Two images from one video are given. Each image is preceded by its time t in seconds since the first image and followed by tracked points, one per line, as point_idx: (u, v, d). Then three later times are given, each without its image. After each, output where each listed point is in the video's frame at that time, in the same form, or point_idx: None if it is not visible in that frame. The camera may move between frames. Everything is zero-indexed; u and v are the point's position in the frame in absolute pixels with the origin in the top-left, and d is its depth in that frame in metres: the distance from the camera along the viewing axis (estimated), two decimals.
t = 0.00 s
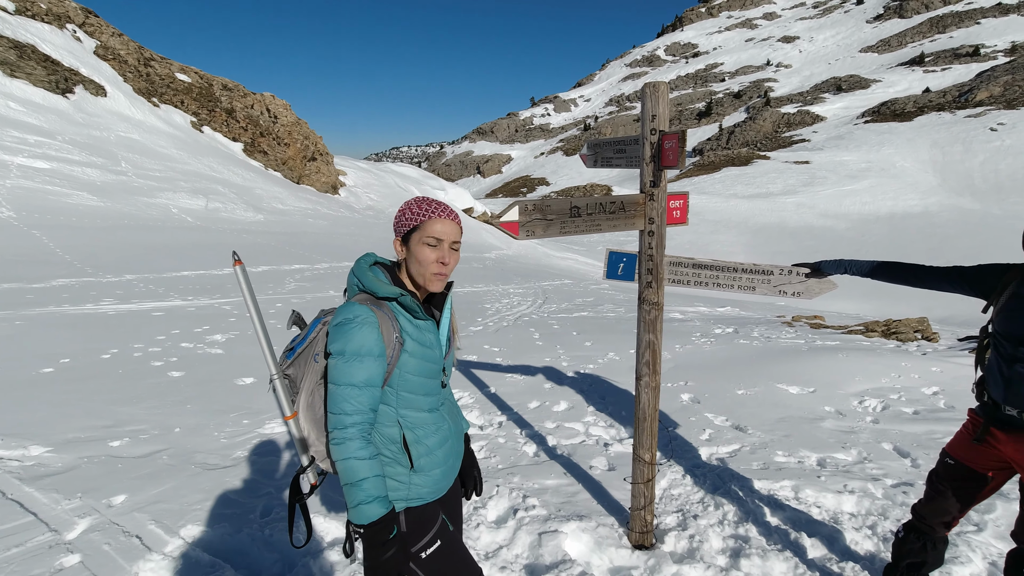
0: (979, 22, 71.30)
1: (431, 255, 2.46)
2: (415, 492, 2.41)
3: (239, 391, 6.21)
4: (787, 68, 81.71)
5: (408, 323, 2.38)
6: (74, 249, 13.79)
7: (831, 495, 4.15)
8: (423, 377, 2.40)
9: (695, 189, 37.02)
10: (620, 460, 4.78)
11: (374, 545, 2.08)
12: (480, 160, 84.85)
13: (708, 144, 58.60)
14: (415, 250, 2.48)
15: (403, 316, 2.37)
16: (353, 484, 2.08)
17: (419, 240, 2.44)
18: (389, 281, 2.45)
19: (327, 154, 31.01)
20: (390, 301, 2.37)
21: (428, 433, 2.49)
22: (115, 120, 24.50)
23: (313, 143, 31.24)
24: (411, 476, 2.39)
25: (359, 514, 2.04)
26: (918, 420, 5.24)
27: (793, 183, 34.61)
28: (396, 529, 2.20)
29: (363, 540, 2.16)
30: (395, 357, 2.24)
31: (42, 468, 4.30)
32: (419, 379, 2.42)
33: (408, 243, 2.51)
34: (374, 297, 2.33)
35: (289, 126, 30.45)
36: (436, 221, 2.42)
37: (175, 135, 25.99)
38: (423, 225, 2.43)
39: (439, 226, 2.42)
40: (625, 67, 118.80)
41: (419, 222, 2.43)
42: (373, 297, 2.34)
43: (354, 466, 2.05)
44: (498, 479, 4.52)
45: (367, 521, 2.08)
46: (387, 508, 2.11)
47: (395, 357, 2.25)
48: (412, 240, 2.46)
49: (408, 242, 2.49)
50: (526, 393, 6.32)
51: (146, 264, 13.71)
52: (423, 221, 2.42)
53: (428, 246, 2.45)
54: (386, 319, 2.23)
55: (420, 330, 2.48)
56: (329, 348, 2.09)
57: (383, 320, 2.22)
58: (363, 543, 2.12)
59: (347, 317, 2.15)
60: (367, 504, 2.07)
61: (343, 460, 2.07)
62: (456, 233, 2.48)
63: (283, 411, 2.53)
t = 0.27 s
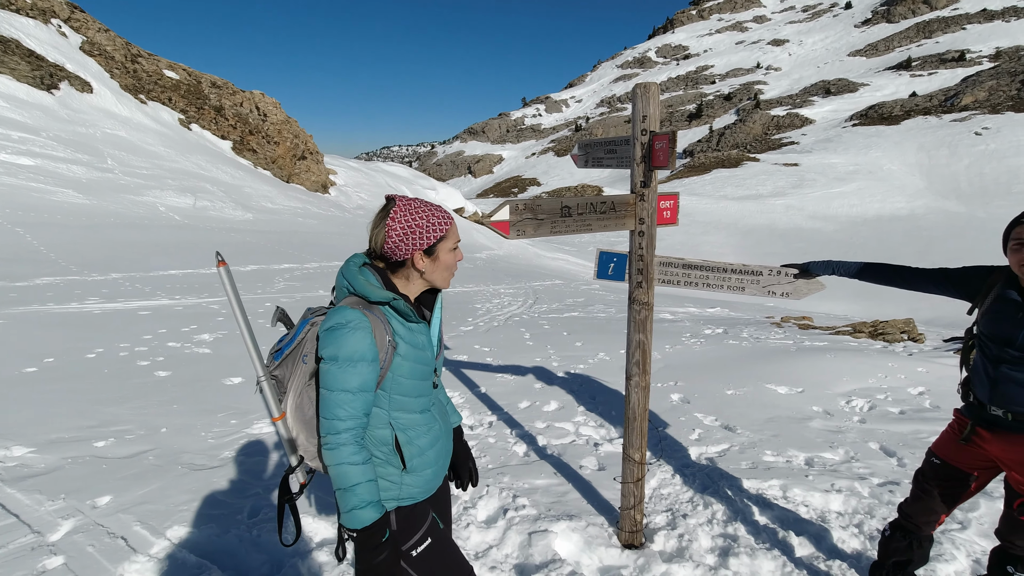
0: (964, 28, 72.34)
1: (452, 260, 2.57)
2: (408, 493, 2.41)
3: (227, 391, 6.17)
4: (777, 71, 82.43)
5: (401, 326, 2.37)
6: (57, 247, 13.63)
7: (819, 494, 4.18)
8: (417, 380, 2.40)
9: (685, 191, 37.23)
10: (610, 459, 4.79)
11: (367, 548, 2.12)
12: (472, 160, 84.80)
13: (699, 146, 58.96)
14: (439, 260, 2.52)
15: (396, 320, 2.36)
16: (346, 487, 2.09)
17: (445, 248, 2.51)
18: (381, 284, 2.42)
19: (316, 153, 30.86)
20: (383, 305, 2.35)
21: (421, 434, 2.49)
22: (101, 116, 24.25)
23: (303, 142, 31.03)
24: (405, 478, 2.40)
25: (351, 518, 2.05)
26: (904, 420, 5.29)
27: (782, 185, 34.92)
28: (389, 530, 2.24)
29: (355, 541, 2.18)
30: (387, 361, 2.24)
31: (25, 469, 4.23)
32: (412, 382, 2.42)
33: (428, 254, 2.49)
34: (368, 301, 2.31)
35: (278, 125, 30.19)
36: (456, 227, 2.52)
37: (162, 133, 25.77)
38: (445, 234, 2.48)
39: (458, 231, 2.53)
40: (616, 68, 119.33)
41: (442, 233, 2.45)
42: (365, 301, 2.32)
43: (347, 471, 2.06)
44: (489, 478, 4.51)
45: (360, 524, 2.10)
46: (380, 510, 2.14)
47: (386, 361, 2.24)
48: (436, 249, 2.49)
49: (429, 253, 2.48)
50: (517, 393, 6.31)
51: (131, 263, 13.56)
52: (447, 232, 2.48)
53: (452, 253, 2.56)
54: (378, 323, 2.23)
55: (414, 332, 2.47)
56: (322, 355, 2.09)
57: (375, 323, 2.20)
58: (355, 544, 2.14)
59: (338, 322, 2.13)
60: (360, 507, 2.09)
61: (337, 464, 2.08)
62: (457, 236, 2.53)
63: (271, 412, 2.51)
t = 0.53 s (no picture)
0: (948, 32, 73.40)
1: (446, 263, 2.56)
2: (398, 495, 2.41)
3: (214, 392, 6.11)
4: (765, 73, 83.17)
5: (393, 330, 2.34)
6: (36, 245, 13.42)
7: (805, 493, 4.22)
8: (409, 383, 2.38)
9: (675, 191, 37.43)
10: (599, 459, 4.80)
11: (359, 552, 2.12)
12: (462, 159, 84.61)
13: (689, 147, 59.35)
14: (433, 263, 2.51)
15: (389, 323, 2.34)
16: (337, 492, 2.08)
17: (439, 250, 2.50)
18: (374, 286, 2.40)
19: (305, 151, 30.64)
20: (376, 308, 2.33)
21: (412, 438, 2.48)
22: (84, 113, 23.92)
23: (291, 140, 30.83)
24: (396, 480, 2.40)
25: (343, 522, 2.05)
26: (890, 419, 5.35)
27: (770, 187, 35.21)
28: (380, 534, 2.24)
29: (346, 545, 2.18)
30: (380, 364, 2.22)
31: (6, 471, 4.16)
32: (404, 386, 2.40)
33: (422, 257, 2.48)
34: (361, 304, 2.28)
35: (266, 123, 29.95)
36: (449, 229, 2.51)
37: (148, 130, 25.50)
38: (438, 237, 2.47)
39: (453, 233, 2.53)
40: (607, 68, 119.75)
41: (435, 236, 2.44)
42: (357, 303, 2.29)
43: (339, 475, 2.06)
44: (478, 479, 4.50)
45: (351, 527, 2.09)
46: (372, 515, 2.14)
47: (379, 365, 2.22)
48: (430, 252, 2.48)
49: (423, 256, 2.47)
50: (506, 393, 6.30)
51: (114, 261, 13.39)
52: (441, 235, 2.47)
53: (447, 255, 2.55)
54: (372, 326, 2.20)
55: (406, 335, 2.44)
56: (313, 360, 2.06)
57: (368, 327, 2.18)
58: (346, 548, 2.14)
59: (330, 325, 2.10)
60: (352, 512, 2.08)
61: (329, 468, 2.07)
62: (451, 238, 2.52)
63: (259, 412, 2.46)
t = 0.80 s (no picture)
0: (929, 37, 74.64)
1: (432, 262, 2.54)
2: (383, 497, 2.40)
3: (199, 393, 6.04)
4: (751, 75, 84.00)
5: (379, 331, 2.33)
6: (12, 244, 13.18)
7: (790, 491, 4.26)
8: (395, 385, 2.36)
9: (663, 192, 37.65)
10: (586, 459, 4.81)
11: (344, 555, 2.11)
12: (450, 159, 84.44)
13: (676, 148, 59.71)
14: (418, 262, 2.49)
15: (375, 325, 2.33)
16: (322, 495, 2.07)
17: (424, 249, 2.48)
18: (360, 287, 2.38)
19: (291, 150, 30.36)
20: (362, 309, 2.31)
21: (398, 440, 2.47)
22: (65, 110, 23.57)
23: (277, 139, 30.53)
24: (381, 483, 2.38)
25: (328, 527, 2.05)
26: (872, 417, 5.43)
27: (757, 188, 35.55)
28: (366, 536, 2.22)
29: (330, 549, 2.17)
30: (366, 367, 2.20)
31: None
32: (391, 388, 2.39)
33: (407, 255, 2.46)
34: (347, 306, 2.27)
35: (252, 121, 29.56)
36: (434, 227, 2.49)
37: (131, 128, 25.18)
38: (423, 235, 2.45)
39: (438, 231, 2.51)
40: (595, 69, 120.23)
41: (420, 234, 2.42)
42: (343, 306, 2.27)
43: (323, 479, 2.05)
44: (465, 479, 4.49)
45: (336, 531, 2.08)
46: (356, 519, 2.13)
47: (365, 367, 2.21)
48: (415, 250, 2.45)
49: (407, 254, 2.45)
50: (494, 393, 6.30)
51: (93, 260, 13.19)
52: (425, 232, 2.44)
53: (432, 254, 2.53)
54: (358, 329, 2.18)
55: (392, 336, 2.42)
56: (298, 362, 2.04)
57: (354, 329, 2.16)
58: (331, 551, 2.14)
59: (315, 327, 2.09)
60: (336, 515, 2.07)
61: (313, 471, 2.05)
62: (435, 235, 2.49)
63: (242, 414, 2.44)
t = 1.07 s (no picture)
0: (912, 41, 75.69)
1: (413, 260, 2.50)
2: (371, 497, 2.38)
3: (184, 394, 5.97)
4: (739, 77, 84.58)
5: (364, 327, 2.33)
6: None
7: (776, 489, 4.31)
8: (381, 382, 2.36)
9: (652, 193, 37.80)
10: (575, 458, 4.83)
11: (329, 553, 2.09)
12: (439, 159, 84.12)
13: (665, 148, 59.99)
14: (396, 258, 2.46)
15: (360, 321, 2.32)
16: (307, 492, 2.05)
17: (403, 247, 2.44)
18: (344, 283, 2.38)
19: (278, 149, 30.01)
20: (346, 305, 2.31)
21: (385, 438, 2.46)
22: (45, 107, 23.17)
23: (264, 138, 30.24)
24: (369, 482, 2.37)
25: (313, 525, 2.03)
26: (856, 416, 5.51)
27: (744, 189, 35.82)
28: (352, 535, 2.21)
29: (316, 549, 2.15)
30: (351, 363, 2.20)
31: None
32: (377, 385, 2.38)
33: (385, 252, 2.44)
34: (330, 301, 2.26)
35: (238, 120, 29.27)
36: (414, 225, 2.45)
37: (114, 125, 24.83)
38: (402, 232, 2.42)
39: (418, 229, 2.47)
40: (585, 70, 120.44)
41: (398, 230, 2.40)
42: (328, 302, 2.27)
43: (307, 476, 2.03)
44: (454, 479, 4.49)
45: (320, 529, 2.06)
46: (342, 516, 2.11)
47: (350, 364, 2.20)
48: (393, 247, 2.43)
49: (385, 251, 2.43)
50: (483, 393, 6.30)
51: (73, 260, 12.96)
52: (403, 229, 2.42)
53: (411, 252, 2.49)
54: (342, 324, 2.19)
55: (378, 333, 2.42)
56: (282, 357, 2.04)
57: (338, 324, 2.16)
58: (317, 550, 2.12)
59: (300, 323, 2.09)
60: (320, 512, 2.04)
61: (297, 468, 2.04)
62: (418, 233, 2.46)
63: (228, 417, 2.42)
